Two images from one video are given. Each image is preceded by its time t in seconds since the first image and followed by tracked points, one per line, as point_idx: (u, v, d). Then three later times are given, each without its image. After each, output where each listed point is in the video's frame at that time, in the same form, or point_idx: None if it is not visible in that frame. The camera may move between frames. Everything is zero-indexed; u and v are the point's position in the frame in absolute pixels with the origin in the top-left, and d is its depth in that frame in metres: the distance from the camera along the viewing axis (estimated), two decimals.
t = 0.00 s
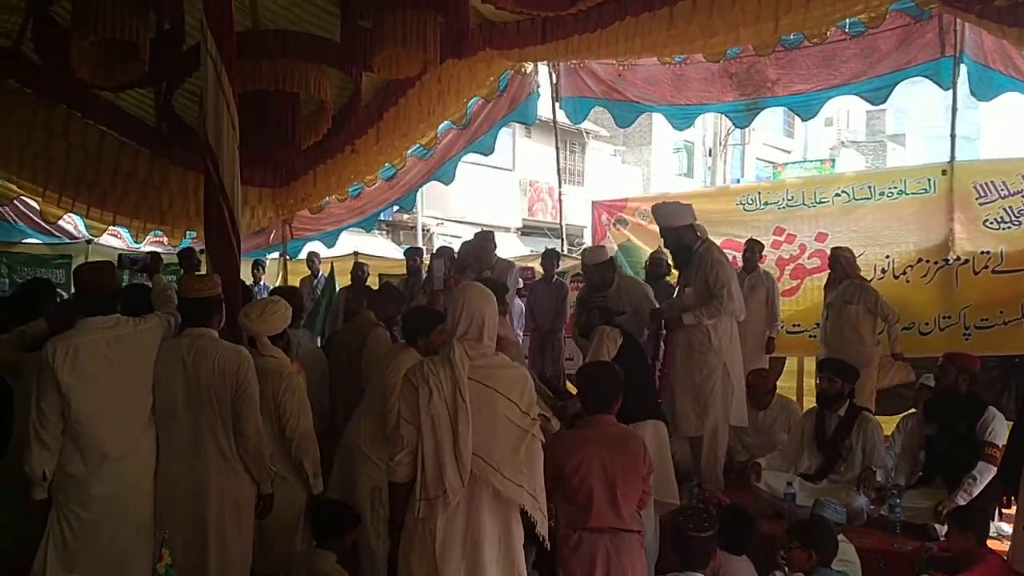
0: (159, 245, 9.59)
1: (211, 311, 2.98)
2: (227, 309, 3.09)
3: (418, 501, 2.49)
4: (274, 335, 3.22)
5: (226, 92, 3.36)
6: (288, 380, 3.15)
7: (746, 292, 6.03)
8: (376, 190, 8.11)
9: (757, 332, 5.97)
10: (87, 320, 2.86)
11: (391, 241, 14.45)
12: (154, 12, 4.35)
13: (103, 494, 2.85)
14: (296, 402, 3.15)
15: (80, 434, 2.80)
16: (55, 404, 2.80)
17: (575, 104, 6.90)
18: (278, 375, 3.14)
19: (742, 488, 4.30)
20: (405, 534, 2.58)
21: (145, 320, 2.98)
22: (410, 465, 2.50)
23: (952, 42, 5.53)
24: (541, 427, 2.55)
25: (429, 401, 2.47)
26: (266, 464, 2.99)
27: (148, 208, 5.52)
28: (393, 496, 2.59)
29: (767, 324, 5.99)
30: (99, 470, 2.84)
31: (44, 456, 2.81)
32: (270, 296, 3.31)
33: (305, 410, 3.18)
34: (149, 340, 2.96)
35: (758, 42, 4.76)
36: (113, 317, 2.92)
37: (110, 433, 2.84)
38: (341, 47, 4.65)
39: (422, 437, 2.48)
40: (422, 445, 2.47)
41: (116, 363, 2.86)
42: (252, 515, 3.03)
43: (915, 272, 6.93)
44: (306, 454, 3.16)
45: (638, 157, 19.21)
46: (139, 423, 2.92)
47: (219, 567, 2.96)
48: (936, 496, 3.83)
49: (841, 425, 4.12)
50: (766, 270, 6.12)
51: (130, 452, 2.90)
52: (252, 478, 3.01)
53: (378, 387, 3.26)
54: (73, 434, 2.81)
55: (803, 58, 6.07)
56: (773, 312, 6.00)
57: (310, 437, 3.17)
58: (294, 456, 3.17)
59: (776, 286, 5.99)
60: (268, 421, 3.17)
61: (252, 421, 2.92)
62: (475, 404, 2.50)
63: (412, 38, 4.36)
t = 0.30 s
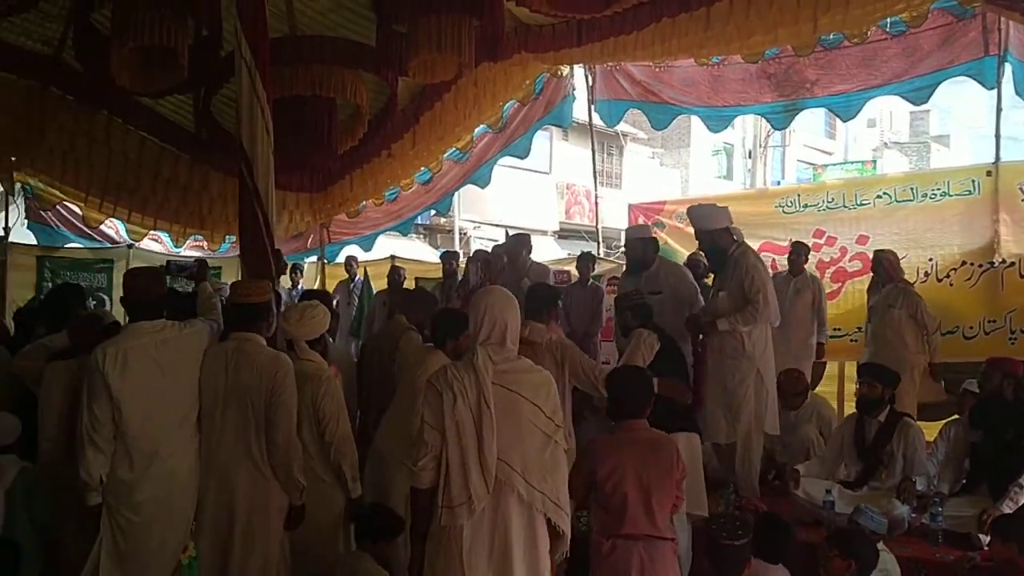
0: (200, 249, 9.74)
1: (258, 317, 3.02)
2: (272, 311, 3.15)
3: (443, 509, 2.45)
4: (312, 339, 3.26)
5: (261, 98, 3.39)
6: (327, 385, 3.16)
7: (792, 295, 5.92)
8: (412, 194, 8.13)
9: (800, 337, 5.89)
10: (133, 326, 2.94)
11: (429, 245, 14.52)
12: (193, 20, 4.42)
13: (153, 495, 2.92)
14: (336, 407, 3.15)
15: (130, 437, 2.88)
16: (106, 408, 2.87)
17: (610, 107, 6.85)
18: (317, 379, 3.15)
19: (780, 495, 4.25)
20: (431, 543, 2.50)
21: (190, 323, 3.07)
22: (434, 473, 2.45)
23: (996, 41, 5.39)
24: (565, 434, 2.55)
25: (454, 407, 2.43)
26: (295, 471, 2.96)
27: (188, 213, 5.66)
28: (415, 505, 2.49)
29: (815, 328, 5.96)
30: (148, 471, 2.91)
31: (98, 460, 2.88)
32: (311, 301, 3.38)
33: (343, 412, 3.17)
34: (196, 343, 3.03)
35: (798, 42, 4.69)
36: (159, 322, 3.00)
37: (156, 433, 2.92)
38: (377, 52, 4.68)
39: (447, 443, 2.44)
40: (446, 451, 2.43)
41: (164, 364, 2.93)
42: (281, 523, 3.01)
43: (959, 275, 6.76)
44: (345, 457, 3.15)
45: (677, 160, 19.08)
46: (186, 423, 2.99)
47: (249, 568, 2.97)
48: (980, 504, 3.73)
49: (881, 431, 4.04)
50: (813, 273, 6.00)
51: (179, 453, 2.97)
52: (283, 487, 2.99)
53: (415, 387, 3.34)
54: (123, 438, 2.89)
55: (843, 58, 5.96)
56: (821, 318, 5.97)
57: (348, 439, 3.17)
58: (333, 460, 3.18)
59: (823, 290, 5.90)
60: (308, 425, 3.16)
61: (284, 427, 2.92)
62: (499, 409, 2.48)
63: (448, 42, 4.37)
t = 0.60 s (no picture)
0: (226, 251, 9.83)
1: (295, 320, 3.04)
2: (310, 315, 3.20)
3: (460, 512, 2.41)
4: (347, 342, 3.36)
5: (283, 101, 3.41)
6: (360, 389, 3.17)
7: (821, 298, 5.87)
8: (437, 195, 8.10)
9: (828, 343, 5.82)
10: (163, 328, 2.98)
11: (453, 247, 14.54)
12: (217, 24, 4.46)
13: (180, 495, 2.95)
14: (368, 412, 3.16)
15: (161, 437, 2.92)
16: (138, 407, 2.90)
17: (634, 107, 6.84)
18: (349, 384, 3.17)
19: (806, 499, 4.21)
20: (448, 550, 2.47)
21: (220, 325, 3.10)
22: (448, 476, 2.43)
23: None
24: (579, 438, 2.53)
25: (468, 409, 2.42)
26: (337, 473, 2.96)
27: (214, 215, 5.74)
28: (429, 508, 2.49)
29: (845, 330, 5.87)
30: (178, 471, 2.95)
31: (126, 460, 2.91)
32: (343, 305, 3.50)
33: (375, 419, 3.19)
34: (225, 343, 3.06)
35: (825, 41, 4.65)
36: (191, 323, 3.04)
37: (190, 434, 2.95)
38: (401, 55, 4.68)
39: (461, 446, 2.42)
40: (460, 453, 2.41)
41: (196, 366, 2.97)
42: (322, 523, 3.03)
43: (989, 277, 6.69)
44: (379, 462, 3.16)
45: (703, 161, 18.96)
46: (215, 424, 3.01)
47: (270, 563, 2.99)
48: (1011, 508, 3.69)
49: (907, 435, 3.98)
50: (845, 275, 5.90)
51: (209, 453, 2.99)
52: (325, 489, 3.00)
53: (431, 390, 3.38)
54: (156, 438, 2.92)
55: (871, 57, 5.88)
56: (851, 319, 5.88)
57: (382, 445, 3.17)
58: (367, 466, 3.18)
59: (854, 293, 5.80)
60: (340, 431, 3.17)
61: (326, 431, 2.92)
62: (512, 412, 2.46)
63: (470, 44, 4.37)
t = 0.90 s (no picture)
0: (249, 251, 9.91)
1: (313, 319, 3.07)
2: (332, 315, 3.20)
3: (472, 514, 2.38)
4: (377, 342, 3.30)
5: (300, 101, 3.43)
6: (388, 391, 3.19)
7: (842, 299, 5.80)
8: (457, 195, 8.10)
9: (847, 341, 5.78)
10: (190, 326, 3.00)
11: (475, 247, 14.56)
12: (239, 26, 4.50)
13: (200, 492, 2.96)
14: (396, 413, 3.17)
15: (184, 435, 2.93)
16: (162, 405, 2.92)
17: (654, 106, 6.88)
18: (379, 385, 3.19)
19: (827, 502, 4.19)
20: (460, 551, 2.45)
21: (241, 326, 3.12)
22: (460, 479, 2.42)
23: None
24: (591, 438, 2.50)
25: (479, 410, 2.39)
26: (355, 472, 2.98)
27: (236, 214, 5.76)
28: (446, 509, 2.47)
29: (865, 332, 5.80)
30: (198, 468, 2.96)
31: (153, 455, 2.93)
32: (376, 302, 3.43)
33: (403, 420, 3.20)
34: (247, 343, 3.09)
35: (848, 40, 4.60)
36: (214, 322, 3.06)
37: (209, 432, 2.97)
38: (422, 56, 4.69)
39: (473, 448, 2.39)
40: (471, 455, 2.39)
41: (218, 365, 2.99)
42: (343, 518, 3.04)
43: (1015, 278, 6.62)
44: (406, 463, 3.18)
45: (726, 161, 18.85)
46: (235, 423, 3.04)
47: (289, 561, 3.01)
48: None
49: (929, 438, 3.94)
50: (867, 277, 5.84)
51: (229, 451, 3.02)
52: (342, 486, 3.02)
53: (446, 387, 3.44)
54: (179, 436, 2.93)
55: (894, 56, 5.80)
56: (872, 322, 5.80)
57: (408, 446, 3.19)
58: (393, 467, 3.21)
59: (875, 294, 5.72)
60: (368, 429, 3.20)
61: (343, 428, 2.93)
62: (525, 412, 2.42)
63: (491, 45, 4.37)
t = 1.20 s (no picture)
0: (267, 250, 9.98)
1: (323, 315, 3.07)
2: (348, 312, 3.20)
3: (484, 511, 2.39)
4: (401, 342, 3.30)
5: (316, 100, 3.44)
6: (412, 390, 3.20)
7: (857, 298, 5.76)
8: (474, 194, 8.11)
9: (864, 339, 5.75)
10: (207, 322, 3.01)
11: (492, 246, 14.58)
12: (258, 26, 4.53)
13: (216, 487, 2.98)
14: (421, 413, 3.19)
15: (201, 430, 2.95)
16: (179, 400, 2.93)
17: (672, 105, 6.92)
18: (402, 382, 3.20)
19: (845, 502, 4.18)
20: (472, 548, 2.45)
21: (258, 323, 3.14)
22: (471, 477, 2.42)
23: None
24: (602, 435, 2.50)
25: (490, 408, 2.38)
26: (370, 467, 2.99)
27: (255, 213, 5.84)
28: (459, 508, 2.48)
29: (879, 331, 5.76)
30: (214, 463, 2.98)
31: (169, 450, 2.94)
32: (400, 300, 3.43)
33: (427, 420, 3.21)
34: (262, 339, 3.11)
35: (866, 37, 4.57)
36: (230, 319, 3.08)
37: (225, 428, 2.99)
38: (438, 55, 4.70)
39: (485, 445, 2.39)
40: (482, 452, 2.39)
41: (234, 361, 3.01)
42: (363, 517, 3.07)
43: None
44: (427, 463, 3.19)
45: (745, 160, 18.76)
46: (252, 419, 3.06)
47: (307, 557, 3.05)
48: None
49: (948, 438, 3.92)
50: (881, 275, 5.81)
51: (245, 446, 3.04)
52: (356, 482, 3.04)
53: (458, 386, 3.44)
54: (195, 431, 2.95)
55: (914, 54, 5.74)
56: (885, 321, 5.76)
57: (430, 446, 3.20)
58: (414, 466, 3.22)
59: (890, 294, 5.68)
60: (389, 426, 3.22)
61: (356, 423, 2.94)
62: (536, 411, 2.42)
63: (508, 44, 4.38)
